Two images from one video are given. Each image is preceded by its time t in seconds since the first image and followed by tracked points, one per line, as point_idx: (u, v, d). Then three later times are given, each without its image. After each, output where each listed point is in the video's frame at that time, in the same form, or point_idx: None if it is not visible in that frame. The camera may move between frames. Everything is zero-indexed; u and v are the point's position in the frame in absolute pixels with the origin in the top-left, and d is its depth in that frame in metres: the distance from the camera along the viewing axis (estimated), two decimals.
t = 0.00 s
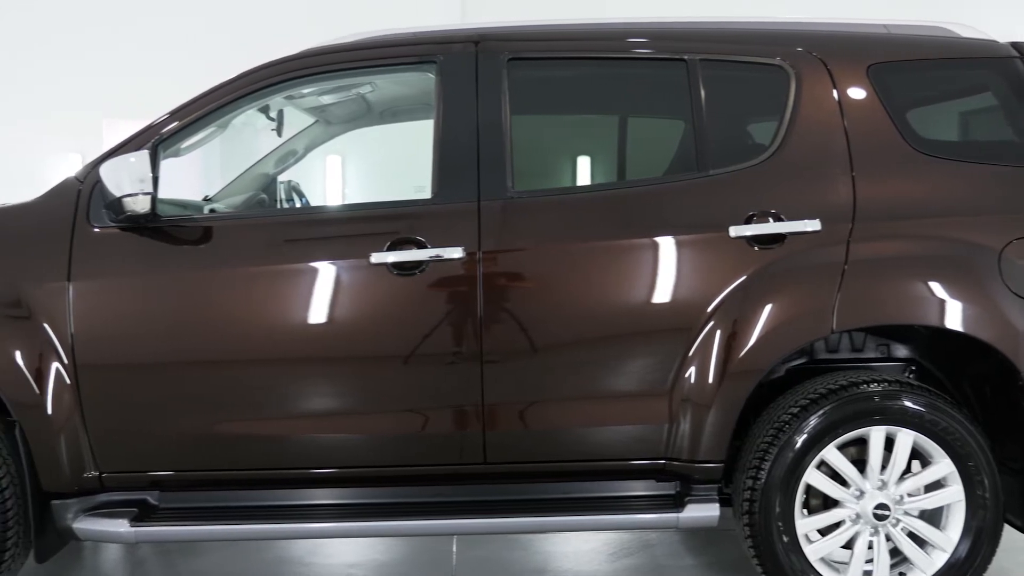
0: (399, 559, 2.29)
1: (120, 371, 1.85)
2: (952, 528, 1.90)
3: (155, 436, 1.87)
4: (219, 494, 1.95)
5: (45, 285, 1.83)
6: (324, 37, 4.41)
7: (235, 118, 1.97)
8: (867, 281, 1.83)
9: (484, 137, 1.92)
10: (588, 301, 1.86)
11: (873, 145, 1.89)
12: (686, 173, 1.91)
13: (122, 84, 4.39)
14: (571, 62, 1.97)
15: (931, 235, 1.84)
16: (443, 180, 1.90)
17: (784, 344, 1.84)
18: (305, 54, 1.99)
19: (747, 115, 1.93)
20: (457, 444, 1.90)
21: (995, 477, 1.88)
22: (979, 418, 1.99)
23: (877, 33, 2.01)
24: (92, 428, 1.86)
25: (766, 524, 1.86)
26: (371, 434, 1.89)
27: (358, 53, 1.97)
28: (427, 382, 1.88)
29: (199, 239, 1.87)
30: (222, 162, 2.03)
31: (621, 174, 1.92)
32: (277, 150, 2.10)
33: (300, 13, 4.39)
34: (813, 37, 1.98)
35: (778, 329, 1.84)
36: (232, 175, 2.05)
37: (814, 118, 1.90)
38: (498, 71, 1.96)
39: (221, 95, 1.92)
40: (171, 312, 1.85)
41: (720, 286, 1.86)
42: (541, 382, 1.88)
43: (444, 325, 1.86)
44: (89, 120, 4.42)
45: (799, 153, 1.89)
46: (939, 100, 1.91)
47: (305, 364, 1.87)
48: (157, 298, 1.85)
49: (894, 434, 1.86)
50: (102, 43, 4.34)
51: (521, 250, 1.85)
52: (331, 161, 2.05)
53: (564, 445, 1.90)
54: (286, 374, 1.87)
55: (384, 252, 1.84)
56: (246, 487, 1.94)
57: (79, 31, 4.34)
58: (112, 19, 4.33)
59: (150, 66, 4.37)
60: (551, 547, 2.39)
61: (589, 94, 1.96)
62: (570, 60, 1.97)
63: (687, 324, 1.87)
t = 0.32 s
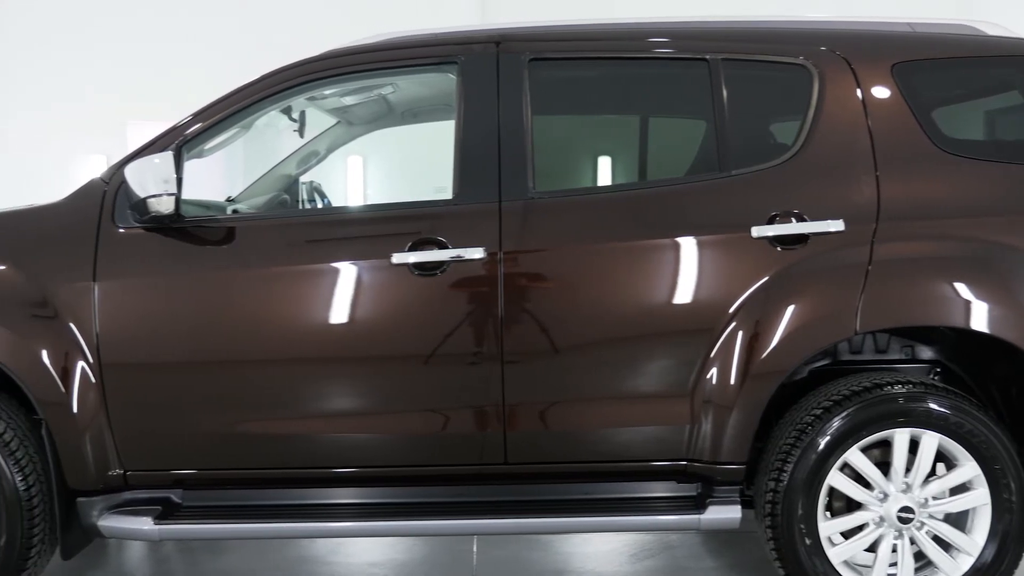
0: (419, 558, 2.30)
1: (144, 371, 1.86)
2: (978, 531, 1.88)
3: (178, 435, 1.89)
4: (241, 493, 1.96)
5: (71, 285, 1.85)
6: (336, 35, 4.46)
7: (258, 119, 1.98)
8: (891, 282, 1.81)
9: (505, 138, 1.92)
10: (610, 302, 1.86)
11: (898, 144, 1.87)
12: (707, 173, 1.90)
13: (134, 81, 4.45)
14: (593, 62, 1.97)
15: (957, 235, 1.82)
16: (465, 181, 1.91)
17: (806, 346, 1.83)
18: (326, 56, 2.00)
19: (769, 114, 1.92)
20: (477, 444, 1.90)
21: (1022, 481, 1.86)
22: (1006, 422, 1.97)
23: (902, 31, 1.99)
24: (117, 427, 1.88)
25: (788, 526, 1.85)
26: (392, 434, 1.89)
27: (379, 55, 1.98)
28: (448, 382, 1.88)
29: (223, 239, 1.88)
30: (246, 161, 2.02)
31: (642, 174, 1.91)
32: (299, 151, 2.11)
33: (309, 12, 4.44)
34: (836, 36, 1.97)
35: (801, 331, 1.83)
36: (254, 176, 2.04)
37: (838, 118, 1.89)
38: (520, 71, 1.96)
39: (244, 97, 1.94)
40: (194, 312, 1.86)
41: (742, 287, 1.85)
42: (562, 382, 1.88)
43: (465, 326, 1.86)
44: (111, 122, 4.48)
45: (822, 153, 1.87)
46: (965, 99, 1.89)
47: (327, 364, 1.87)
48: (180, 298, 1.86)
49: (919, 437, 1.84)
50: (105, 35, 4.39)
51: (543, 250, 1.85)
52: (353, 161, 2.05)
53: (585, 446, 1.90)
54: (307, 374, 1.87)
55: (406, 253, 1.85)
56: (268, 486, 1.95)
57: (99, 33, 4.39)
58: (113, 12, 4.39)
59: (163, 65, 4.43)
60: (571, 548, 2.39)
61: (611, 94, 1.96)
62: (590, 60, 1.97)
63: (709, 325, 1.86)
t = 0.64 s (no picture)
0: (440, 558, 2.30)
1: (167, 370, 1.88)
2: (1004, 535, 1.86)
3: (201, 434, 1.90)
4: (262, 492, 1.97)
5: (96, 285, 1.87)
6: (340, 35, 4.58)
7: (279, 121, 1.99)
8: (915, 282, 1.80)
9: (526, 138, 1.92)
10: (630, 303, 1.85)
11: (922, 143, 1.86)
12: (729, 173, 1.90)
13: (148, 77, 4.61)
14: (614, 62, 1.96)
15: (983, 235, 1.80)
16: (486, 180, 1.91)
17: (829, 346, 1.82)
18: (347, 57, 2.01)
19: (791, 114, 1.91)
20: (498, 444, 1.90)
21: None
22: None
23: (925, 29, 1.97)
24: (140, 425, 1.89)
25: (810, 529, 1.84)
26: (413, 434, 1.90)
27: (400, 56, 1.98)
28: (469, 382, 1.88)
29: (245, 240, 1.89)
30: (266, 162, 2.05)
31: (662, 173, 1.91)
32: (320, 151, 2.13)
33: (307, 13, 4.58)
34: (859, 34, 1.95)
35: (824, 332, 1.81)
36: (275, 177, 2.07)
37: (861, 118, 1.87)
38: (541, 71, 1.96)
39: (266, 98, 1.95)
40: (217, 312, 1.87)
41: (764, 287, 1.84)
42: (582, 383, 1.87)
43: (486, 325, 1.86)
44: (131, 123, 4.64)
45: (846, 153, 1.86)
46: (991, 97, 1.87)
47: (348, 364, 1.88)
48: (203, 298, 1.87)
49: (944, 439, 1.83)
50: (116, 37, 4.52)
51: (564, 250, 1.85)
52: (374, 162, 2.06)
53: (606, 447, 1.90)
54: (328, 374, 1.88)
55: (427, 253, 1.85)
56: (289, 485, 1.96)
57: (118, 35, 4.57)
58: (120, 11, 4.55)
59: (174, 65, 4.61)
60: (591, 548, 2.39)
61: (631, 94, 1.95)
62: (611, 59, 1.96)
63: (730, 326, 1.85)
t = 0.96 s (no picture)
0: (458, 558, 2.30)
1: (188, 369, 1.89)
2: None
3: (220, 433, 1.91)
4: (282, 491, 1.98)
5: (117, 285, 1.88)
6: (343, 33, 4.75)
7: (299, 121, 2.01)
8: (938, 283, 1.78)
9: (544, 138, 1.93)
10: (649, 303, 1.85)
11: (945, 143, 1.84)
12: (748, 173, 1.89)
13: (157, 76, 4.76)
14: (633, 61, 1.96)
15: (1006, 235, 1.78)
16: (504, 180, 1.91)
17: (849, 347, 1.81)
18: (366, 58, 2.01)
19: (812, 113, 1.90)
20: (516, 444, 1.90)
21: None
22: None
23: (948, 27, 1.95)
24: (160, 424, 1.91)
25: (830, 531, 1.83)
26: (431, 434, 1.90)
27: (419, 57, 1.99)
28: (487, 383, 1.88)
29: (264, 240, 1.90)
30: (286, 162, 2.05)
31: (681, 173, 1.91)
32: (340, 151, 2.13)
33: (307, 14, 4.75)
34: (880, 33, 1.94)
35: (844, 333, 1.80)
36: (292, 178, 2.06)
37: (884, 117, 1.86)
38: (559, 71, 1.96)
39: (286, 100, 1.96)
40: (236, 312, 1.88)
41: (784, 288, 1.83)
42: (600, 383, 1.87)
43: (504, 326, 1.86)
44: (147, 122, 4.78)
45: (867, 153, 1.85)
46: (1015, 96, 1.85)
47: (367, 364, 1.89)
48: (223, 298, 1.88)
49: (966, 441, 1.81)
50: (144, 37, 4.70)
51: (583, 250, 1.85)
52: (393, 162, 2.07)
53: (624, 447, 1.89)
54: (347, 374, 1.89)
55: (445, 253, 1.86)
56: (308, 484, 1.97)
57: (132, 35, 4.73)
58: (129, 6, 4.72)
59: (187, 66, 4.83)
60: (609, 549, 2.38)
61: (650, 93, 1.95)
62: (630, 59, 1.96)
63: (749, 327, 1.85)
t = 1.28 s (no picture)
0: (474, 558, 2.31)
1: (206, 369, 1.90)
2: None
3: (238, 432, 1.92)
4: (299, 491, 1.99)
5: (137, 285, 1.90)
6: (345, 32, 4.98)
7: (316, 122, 2.01)
8: (958, 283, 1.77)
9: (561, 138, 1.92)
10: (666, 303, 1.84)
11: (965, 142, 1.82)
12: (766, 172, 1.88)
13: (167, 78, 5.03)
14: (649, 61, 1.95)
15: None
16: (521, 180, 1.91)
17: (868, 348, 1.79)
18: (383, 58, 2.02)
19: (830, 113, 1.89)
20: (532, 444, 1.90)
21: None
22: None
23: (968, 25, 1.93)
24: (179, 423, 1.92)
25: (849, 532, 1.82)
26: (447, 434, 1.90)
27: (436, 57, 1.99)
28: (503, 383, 1.88)
29: (282, 240, 1.91)
30: (304, 163, 2.12)
31: (698, 173, 1.90)
32: (357, 152, 2.18)
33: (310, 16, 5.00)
34: (899, 31, 1.92)
35: (863, 333, 1.79)
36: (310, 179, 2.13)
37: (903, 117, 1.85)
38: (576, 70, 1.96)
39: (304, 100, 1.96)
40: (254, 312, 1.89)
41: (802, 288, 1.82)
42: (617, 383, 1.87)
43: (520, 326, 1.86)
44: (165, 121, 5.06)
45: (886, 152, 1.84)
46: None
47: (384, 363, 1.89)
48: (241, 297, 1.89)
49: (986, 443, 1.80)
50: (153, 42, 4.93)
51: (600, 250, 1.85)
52: (409, 162, 2.11)
53: (641, 447, 1.89)
54: (363, 373, 1.89)
55: (462, 253, 1.86)
56: (325, 483, 1.97)
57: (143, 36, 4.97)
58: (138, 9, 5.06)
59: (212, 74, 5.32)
60: (625, 550, 2.38)
61: (666, 94, 1.95)
62: (647, 59, 1.95)
63: (767, 327, 1.84)
